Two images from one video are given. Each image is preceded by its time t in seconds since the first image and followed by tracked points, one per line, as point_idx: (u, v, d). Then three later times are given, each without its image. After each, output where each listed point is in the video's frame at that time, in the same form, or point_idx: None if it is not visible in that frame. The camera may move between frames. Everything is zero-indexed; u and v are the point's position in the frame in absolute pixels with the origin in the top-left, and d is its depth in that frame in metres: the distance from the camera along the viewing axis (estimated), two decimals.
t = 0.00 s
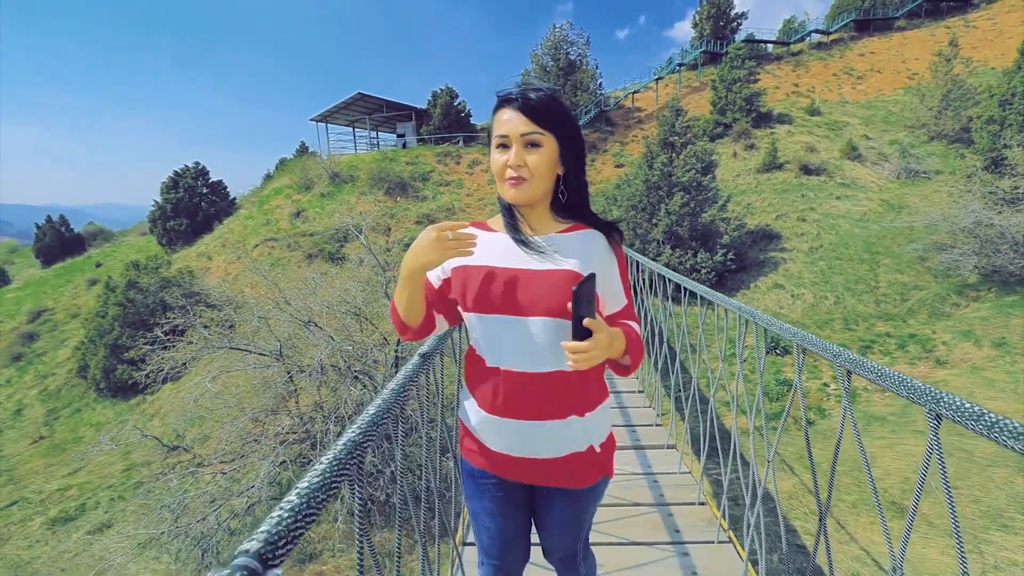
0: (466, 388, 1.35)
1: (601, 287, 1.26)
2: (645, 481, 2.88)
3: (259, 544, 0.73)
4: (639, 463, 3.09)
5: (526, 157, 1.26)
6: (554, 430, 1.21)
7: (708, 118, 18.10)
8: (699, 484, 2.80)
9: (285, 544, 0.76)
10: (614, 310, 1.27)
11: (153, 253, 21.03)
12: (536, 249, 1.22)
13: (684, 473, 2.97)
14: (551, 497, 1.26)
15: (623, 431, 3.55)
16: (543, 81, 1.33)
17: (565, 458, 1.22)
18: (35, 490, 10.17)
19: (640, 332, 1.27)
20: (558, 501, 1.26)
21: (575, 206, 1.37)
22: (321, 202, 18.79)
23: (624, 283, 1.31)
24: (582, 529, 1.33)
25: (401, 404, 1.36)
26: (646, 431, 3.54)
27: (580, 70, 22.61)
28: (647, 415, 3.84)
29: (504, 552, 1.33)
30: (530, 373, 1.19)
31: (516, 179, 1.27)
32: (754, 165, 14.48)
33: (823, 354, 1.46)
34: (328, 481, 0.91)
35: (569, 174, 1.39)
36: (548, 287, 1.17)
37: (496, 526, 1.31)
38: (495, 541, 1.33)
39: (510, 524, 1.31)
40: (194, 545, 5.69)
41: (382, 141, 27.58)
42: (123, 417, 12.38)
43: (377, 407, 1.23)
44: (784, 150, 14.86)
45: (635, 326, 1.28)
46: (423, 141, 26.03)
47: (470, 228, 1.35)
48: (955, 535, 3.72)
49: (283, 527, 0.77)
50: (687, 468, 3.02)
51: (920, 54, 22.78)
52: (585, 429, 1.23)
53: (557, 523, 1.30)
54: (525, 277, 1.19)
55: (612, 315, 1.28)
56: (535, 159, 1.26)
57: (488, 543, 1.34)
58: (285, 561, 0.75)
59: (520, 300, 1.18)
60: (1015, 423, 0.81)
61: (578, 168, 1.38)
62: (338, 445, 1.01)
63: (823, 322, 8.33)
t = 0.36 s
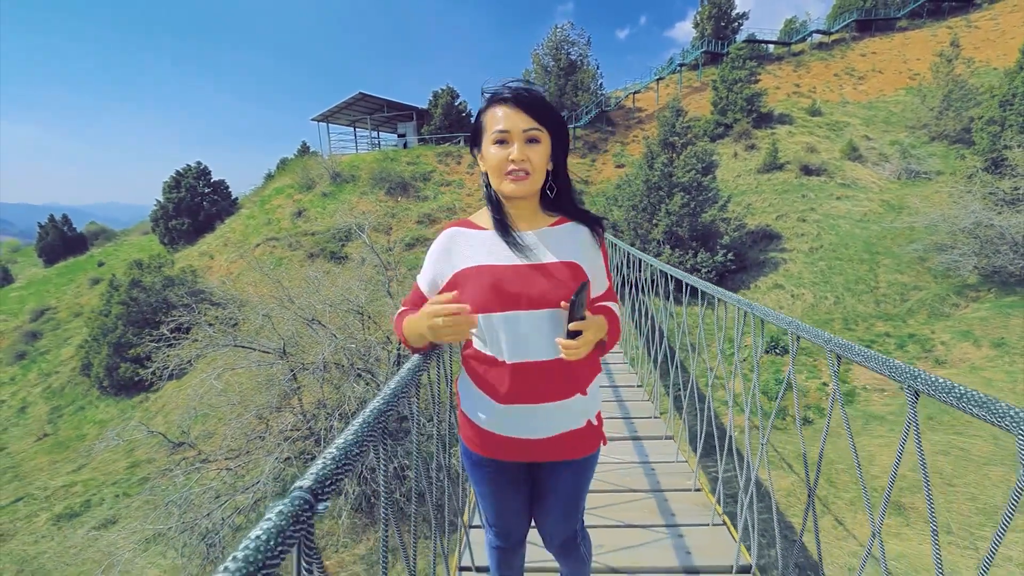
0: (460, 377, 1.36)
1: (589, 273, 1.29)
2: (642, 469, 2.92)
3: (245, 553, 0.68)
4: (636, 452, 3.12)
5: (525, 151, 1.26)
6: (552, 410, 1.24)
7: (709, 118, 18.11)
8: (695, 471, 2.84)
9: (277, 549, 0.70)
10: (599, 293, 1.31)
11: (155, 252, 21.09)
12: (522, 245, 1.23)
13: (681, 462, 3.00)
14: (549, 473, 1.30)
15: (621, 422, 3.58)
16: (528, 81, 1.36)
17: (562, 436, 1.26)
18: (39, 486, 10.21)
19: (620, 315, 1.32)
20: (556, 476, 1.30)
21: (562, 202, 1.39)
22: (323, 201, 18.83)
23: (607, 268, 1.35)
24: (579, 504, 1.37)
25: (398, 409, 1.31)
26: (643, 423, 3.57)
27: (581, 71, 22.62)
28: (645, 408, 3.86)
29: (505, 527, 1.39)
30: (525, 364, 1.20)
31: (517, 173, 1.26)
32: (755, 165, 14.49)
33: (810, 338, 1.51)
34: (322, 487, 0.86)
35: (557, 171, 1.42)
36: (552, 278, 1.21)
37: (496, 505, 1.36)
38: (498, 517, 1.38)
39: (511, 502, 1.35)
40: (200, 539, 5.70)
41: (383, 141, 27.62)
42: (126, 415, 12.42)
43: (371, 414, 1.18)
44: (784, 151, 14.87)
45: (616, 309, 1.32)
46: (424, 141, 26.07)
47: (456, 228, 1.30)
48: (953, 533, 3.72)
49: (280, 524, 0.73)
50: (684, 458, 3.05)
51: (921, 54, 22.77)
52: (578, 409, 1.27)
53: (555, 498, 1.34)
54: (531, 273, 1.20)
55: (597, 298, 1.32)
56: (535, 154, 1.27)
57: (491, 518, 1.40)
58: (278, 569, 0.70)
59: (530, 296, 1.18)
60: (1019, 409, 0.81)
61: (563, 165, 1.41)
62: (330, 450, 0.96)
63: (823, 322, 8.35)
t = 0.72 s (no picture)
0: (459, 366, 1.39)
1: (579, 273, 1.32)
2: (639, 457, 2.96)
3: (244, 555, 0.70)
4: (635, 442, 3.17)
5: (518, 155, 1.26)
6: (546, 398, 1.28)
7: (709, 117, 18.10)
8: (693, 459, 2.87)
9: (273, 555, 0.73)
10: (588, 291, 1.34)
11: (158, 254, 21.19)
12: (514, 249, 1.25)
13: (679, 450, 3.04)
14: (546, 456, 1.33)
15: (620, 414, 3.61)
16: (515, 88, 1.36)
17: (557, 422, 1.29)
18: (46, 487, 10.28)
19: (607, 317, 1.34)
20: (555, 458, 1.33)
21: (556, 204, 1.41)
22: (324, 203, 18.88)
23: (598, 267, 1.37)
24: (577, 483, 1.39)
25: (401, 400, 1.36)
26: (642, 415, 3.60)
27: (580, 71, 22.62)
28: (643, 400, 3.88)
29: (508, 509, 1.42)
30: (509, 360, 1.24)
31: (513, 176, 1.27)
32: (755, 163, 14.49)
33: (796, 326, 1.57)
34: (325, 482, 0.89)
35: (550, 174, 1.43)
36: (542, 281, 1.25)
37: (498, 488, 1.38)
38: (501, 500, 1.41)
39: (512, 485, 1.38)
40: (208, 535, 5.75)
41: (383, 142, 27.68)
42: (131, 416, 12.49)
43: (374, 408, 1.22)
44: (784, 149, 14.87)
45: (604, 311, 1.33)
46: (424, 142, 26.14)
47: (455, 226, 1.31)
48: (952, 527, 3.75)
49: (280, 525, 0.75)
50: (681, 446, 3.09)
51: (921, 51, 22.71)
52: (571, 396, 1.31)
53: (556, 478, 1.35)
54: (524, 277, 1.24)
55: (587, 297, 1.34)
56: (529, 156, 1.28)
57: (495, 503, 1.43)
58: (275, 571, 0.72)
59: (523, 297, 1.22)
60: (985, 384, 0.86)
61: (554, 168, 1.42)
62: (332, 447, 0.99)
63: (823, 320, 8.36)
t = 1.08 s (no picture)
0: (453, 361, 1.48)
1: (561, 273, 1.35)
2: (637, 449, 3.02)
3: (239, 559, 0.70)
4: (632, 434, 3.23)
5: (498, 169, 1.31)
6: (529, 390, 1.33)
7: (708, 116, 18.13)
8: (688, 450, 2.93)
9: (270, 559, 0.73)
10: (571, 291, 1.38)
11: (158, 254, 21.22)
12: (496, 256, 1.31)
13: (674, 442, 3.10)
14: (532, 442, 1.38)
15: (618, 408, 3.68)
16: (493, 96, 1.39)
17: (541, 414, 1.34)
18: (48, 486, 10.32)
19: (588, 316, 1.37)
20: (542, 445, 1.36)
21: (540, 209, 1.44)
22: (324, 202, 18.92)
23: (581, 268, 1.40)
24: (567, 479, 1.38)
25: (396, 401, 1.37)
26: (640, 408, 3.66)
27: (579, 70, 22.66)
28: (641, 394, 3.94)
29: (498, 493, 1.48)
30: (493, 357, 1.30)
31: (494, 190, 1.31)
32: (754, 162, 14.54)
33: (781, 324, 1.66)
34: (323, 483, 0.90)
35: (532, 179, 1.45)
36: (523, 284, 1.30)
37: (488, 474, 1.45)
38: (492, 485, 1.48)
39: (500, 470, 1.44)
40: (212, 532, 5.80)
41: (383, 142, 27.71)
42: (132, 416, 12.53)
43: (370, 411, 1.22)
44: (783, 148, 14.91)
45: (585, 310, 1.37)
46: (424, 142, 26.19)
47: (440, 228, 1.38)
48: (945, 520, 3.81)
49: (283, 520, 0.78)
50: (678, 439, 3.15)
51: (920, 50, 22.76)
52: (556, 390, 1.35)
53: (541, 468, 1.36)
54: (505, 280, 1.29)
55: (570, 296, 1.38)
56: (508, 170, 1.32)
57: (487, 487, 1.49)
58: None
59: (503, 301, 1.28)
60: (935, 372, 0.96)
61: (536, 173, 1.45)
62: (327, 452, 0.99)
63: (822, 318, 8.41)
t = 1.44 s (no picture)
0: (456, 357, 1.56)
1: (559, 276, 1.39)
2: (631, 440, 3.10)
3: (232, 551, 0.74)
4: (628, 426, 3.30)
5: (498, 175, 1.36)
6: (523, 390, 1.39)
7: (708, 117, 18.16)
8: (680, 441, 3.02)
9: (259, 554, 0.77)
10: (569, 294, 1.41)
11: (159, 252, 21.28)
12: (494, 260, 1.37)
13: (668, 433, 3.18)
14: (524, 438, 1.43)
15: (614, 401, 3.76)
16: (496, 102, 1.44)
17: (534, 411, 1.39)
18: (49, 483, 10.39)
19: (586, 319, 1.40)
20: (536, 442, 1.40)
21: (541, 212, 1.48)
22: (325, 201, 18.96)
23: (581, 272, 1.42)
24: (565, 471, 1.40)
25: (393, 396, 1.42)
26: (635, 402, 3.74)
27: (580, 70, 22.71)
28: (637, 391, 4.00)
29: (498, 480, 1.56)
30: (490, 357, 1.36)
31: (494, 196, 1.37)
32: (753, 163, 14.59)
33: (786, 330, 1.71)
34: (316, 480, 0.94)
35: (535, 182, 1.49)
36: (520, 287, 1.35)
37: (490, 462, 1.54)
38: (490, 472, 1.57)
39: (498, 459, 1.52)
40: (214, 527, 5.86)
41: (383, 141, 27.76)
42: (134, 413, 12.59)
43: (367, 409, 1.27)
44: (782, 149, 14.96)
45: (583, 313, 1.40)
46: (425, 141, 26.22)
47: (444, 228, 1.46)
48: (936, 516, 3.86)
49: (268, 525, 0.80)
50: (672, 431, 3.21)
51: (919, 52, 22.82)
52: (551, 390, 1.39)
53: (537, 462, 1.39)
54: (503, 283, 1.36)
55: (569, 299, 1.41)
56: (509, 175, 1.37)
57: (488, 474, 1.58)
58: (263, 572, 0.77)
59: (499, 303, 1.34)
60: (944, 380, 1.01)
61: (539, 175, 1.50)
62: (322, 450, 1.03)
63: (819, 318, 8.46)
